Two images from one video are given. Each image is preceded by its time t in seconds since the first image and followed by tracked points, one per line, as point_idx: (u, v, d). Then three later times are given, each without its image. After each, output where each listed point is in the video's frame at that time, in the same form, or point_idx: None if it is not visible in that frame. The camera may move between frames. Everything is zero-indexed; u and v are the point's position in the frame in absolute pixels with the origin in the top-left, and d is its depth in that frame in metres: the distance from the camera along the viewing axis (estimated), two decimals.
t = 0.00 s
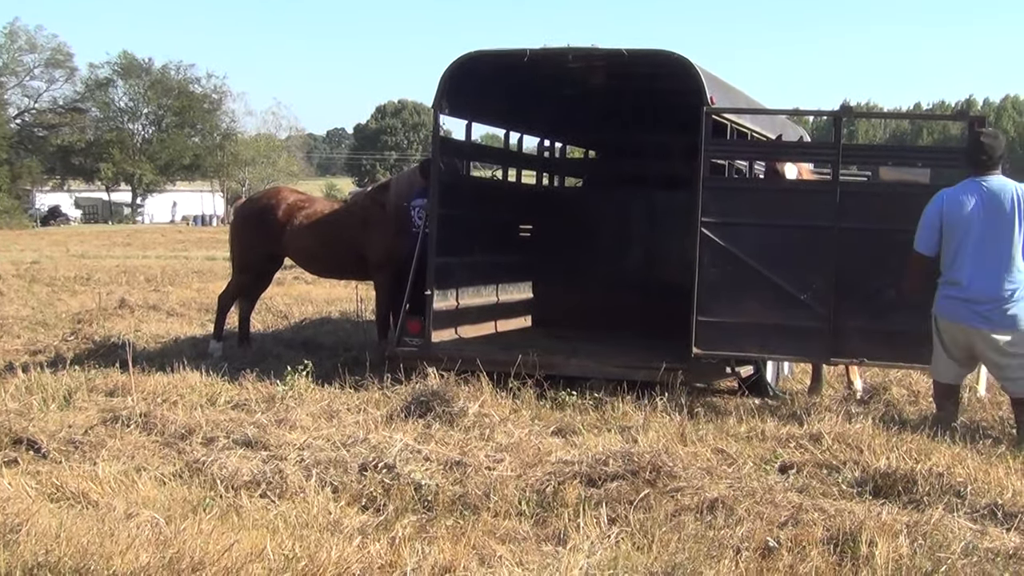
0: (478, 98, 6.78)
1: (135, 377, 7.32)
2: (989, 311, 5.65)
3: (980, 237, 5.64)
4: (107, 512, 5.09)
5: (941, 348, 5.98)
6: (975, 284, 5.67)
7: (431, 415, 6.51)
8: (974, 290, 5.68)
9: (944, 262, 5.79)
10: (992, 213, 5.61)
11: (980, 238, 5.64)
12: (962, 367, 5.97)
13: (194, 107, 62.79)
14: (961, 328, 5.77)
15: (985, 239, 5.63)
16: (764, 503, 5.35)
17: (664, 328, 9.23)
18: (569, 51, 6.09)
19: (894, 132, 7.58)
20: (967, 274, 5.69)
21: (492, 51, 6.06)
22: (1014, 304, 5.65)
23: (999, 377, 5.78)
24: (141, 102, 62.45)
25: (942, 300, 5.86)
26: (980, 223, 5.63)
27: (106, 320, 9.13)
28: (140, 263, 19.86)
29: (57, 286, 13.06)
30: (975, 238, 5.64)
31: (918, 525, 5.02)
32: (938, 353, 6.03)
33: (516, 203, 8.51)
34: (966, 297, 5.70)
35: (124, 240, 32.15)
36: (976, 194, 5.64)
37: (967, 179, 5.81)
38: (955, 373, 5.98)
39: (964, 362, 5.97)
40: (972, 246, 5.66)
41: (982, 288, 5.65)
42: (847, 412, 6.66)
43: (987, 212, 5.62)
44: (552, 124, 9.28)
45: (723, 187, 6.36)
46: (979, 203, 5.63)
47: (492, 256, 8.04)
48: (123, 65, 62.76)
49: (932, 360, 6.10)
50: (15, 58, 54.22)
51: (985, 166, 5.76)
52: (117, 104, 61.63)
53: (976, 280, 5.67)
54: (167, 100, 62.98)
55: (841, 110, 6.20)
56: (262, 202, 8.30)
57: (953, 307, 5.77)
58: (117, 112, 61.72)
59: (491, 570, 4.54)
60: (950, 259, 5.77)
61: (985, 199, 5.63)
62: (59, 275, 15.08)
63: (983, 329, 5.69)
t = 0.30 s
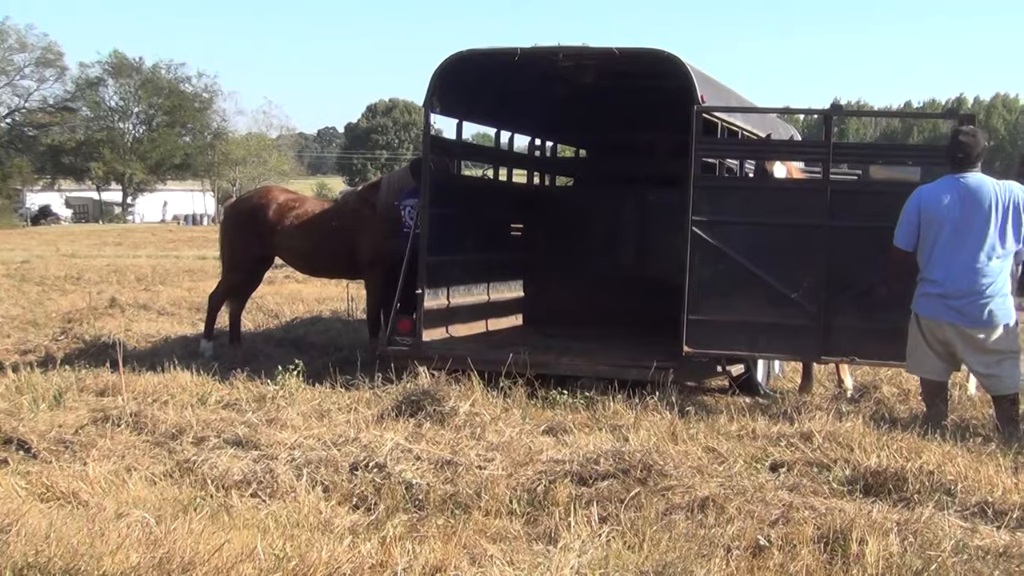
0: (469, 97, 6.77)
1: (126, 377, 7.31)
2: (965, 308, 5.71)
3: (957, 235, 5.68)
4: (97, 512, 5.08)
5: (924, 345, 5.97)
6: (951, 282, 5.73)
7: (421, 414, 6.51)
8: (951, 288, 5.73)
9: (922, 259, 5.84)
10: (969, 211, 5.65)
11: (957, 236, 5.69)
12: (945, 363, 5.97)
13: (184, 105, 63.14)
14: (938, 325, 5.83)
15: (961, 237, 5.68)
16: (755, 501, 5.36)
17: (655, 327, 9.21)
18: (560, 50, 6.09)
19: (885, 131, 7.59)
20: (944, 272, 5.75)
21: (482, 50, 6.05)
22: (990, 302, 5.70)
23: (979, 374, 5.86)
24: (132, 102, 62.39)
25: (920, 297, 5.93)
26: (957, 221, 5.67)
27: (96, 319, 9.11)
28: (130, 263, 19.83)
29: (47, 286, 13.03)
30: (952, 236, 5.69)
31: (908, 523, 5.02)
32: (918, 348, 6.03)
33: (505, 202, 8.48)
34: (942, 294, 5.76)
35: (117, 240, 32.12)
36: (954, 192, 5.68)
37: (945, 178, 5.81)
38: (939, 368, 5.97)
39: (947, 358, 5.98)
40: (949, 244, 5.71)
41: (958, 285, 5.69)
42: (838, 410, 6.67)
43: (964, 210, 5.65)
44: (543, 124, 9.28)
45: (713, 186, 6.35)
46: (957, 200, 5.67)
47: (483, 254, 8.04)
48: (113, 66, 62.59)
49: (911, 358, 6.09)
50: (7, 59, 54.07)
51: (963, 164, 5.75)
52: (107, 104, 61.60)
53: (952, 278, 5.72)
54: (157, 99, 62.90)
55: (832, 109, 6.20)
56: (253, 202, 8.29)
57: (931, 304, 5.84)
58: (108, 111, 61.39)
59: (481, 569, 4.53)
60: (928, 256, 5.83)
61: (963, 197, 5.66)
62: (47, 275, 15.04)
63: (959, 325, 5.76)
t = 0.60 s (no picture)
0: (458, 95, 6.76)
1: (115, 375, 7.30)
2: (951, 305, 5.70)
3: (946, 231, 5.69)
4: (85, 510, 5.07)
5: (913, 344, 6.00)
6: (939, 278, 5.72)
7: (411, 413, 6.50)
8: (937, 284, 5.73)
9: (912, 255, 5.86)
10: (960, 208, 5.66)
11: (947, 232, 5.69)
12: (934, 363, 6.00)
13: (172, 103, 62.92)
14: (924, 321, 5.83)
15: (951, 233, 5.68)
16: (744, 500, 5.36)
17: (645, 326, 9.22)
18: (550, 48, 6.09)
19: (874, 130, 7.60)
20: (931, 268, 5.76)
21: (471, 48, 6.04)
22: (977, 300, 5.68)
23: (962, 373, 5.86)
24: (124, 101, 62.25)
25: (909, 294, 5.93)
26: (947, 218, 5.68)
27: (85, 318, 9.09)
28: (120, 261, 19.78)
29: (36, 283, 12.99)
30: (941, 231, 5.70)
31: (896, 522, 5.02)
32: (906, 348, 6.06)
33: (495, 200, 8.48)
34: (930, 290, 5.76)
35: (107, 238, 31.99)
36: (945, 188, 5.70)
37: (938, 176, 5.85)
38: (928, 368, 6.01)
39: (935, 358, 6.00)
40: (938, 240, 5.72)
41: (945, 281, 5.69)
42: (826, 409, 6.68)
43: (954, 206, 5.67)
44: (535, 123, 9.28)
45: (703, 185, 6.35)
46: (947, 196, 5.69)
47: (473, 252, 8.03)
48: (106, 63, 62.23)
49: (902, 357, 6.13)
50: None
51: (956, 162, 5.80)
52: (98, 102, 61.49)
53: (940, 274, 5.72)
54: (145, 96, 62.68)
55: (821, 108, 6.20)
56: (242, 200, 8.28)
57: (918, 301, 5.84)
58: (97, 108, 61.32)
59: (470, 567, 4.53)
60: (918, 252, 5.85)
61: (954, 194, 5.68)
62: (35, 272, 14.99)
63: (945, 323, 5.74)
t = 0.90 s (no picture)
0: (447, 93, 6.76)
1: (104, 372, 7.28)
2: (945, 301, 5.69)
3: (944, 226, 5.69)
4: (73, 508, 5.06)
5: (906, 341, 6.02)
6: (934, 273, 5.72)
7: (400, 411, 6.50)
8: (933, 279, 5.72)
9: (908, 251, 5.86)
10: (956, 203, 5.66)
11: (943, 227, 5.69)
12: (928, 362, 6.01)
13: (158, 100, 61.59)
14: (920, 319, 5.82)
15: (947, 228, 5.68)
16: (732, 498, 5.36)
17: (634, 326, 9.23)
18: (539, 46, 6.08)
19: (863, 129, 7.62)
20: (928, 263, 5.76)
21: (460, 46, 6.04)
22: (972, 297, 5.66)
23: (958, 369, 5.86)
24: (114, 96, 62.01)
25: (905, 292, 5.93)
26: (943, 212, 5.69)
27: (74, 315, 9.07)
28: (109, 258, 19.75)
29: (24, 281, 12.95)
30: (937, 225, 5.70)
31: (885, 520, 5.03)
32: (900, 347, 6.08)
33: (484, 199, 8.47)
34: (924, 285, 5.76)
35: (96, 235, 31.88)
36: (942, 184, 5.71)
37: (934, 175, 5.85)
38: (920, 367, 6.03)
39: (929, 357, 6.01)
40: (934, 235, 5.72)
41: (941, 275, 5.69)
42: (815, 408, 6.69)
43: (950, 201, 5.67)
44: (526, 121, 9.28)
45: (691, 184, 6.35)
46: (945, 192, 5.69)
47: (462, 250, 8.03)
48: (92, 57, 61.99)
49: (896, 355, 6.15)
50: None
51: (953, 161, 5.80)
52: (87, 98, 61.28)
53: (935, 269, 5.72)
54: (134, 92, 61.18)
55: (810, 107, 6.20)
56: (231, 197, 8.27)
57: (914, 296, 5.82)
58: (86, 105, 60.91)
59: (458, 565, 4.53)
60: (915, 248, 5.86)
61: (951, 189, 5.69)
62: (22, 269, 14.94)
63: (940, 319, 5.72)
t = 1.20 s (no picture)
0: (434, 92, 6.77)
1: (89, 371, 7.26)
2: (937, 300, 5.69)
3: (939, 226, 5.68)
4: (57, 507, 5.04)
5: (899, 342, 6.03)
6: (927, 272, 5.72)
7: (385, 410, 6.49)
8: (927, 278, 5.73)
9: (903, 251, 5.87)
10: (951, 204, 5.65)
11: (938, 227, 5.69)
12: (919, 363, 6.04)
13: (140, 100, 62.18)
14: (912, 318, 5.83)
15: (941, 228, 5.67)
16: (717, 498, 5.37)
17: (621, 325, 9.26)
18: (526, 45, 6.09)
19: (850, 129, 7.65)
20: (921, 263, 5.76)
21: (447, 45, 6.05)
22: (965, 296, 5.66)
23: (949, 370, 5.90)
24: (100, 96, 61.75)
25: (898, 292, 5.95)
26: (937, 213, 5.68)
27: (59, 314, 9.04)
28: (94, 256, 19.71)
29: (8, 279, 12.90)
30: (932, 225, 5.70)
31: (869, 520, 5.04)
32: (892, 347, 6.10)
33: (471, 198, 8.48)
34: (917, 285, 5.77)
35: (83, 234, 31.80)
36: (937, 184, 5.70)
37: (928, 175, 5.85)
38: (910, 368, 6.05)
39: (921, 358, 6.04)
40: (928, 234, 5.72)
41: (933, 274, 5.69)
42: (800, 407, 6.70)
43: (945, 201, 5.66)
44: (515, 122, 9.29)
45: (678, 183, 6.36)
46: (940, 192, 5.68)
47: (448, 249, 8.03)
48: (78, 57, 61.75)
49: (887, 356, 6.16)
50: None
51: (949, 161, 5.80)
52: (74, 97, 61.22)
53: (928, 268, 5.72)
54: (123, 92, 62.10)
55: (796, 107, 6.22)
56: (217, 195, 8.26)
57: (907, 296, 5.83)
58: (72, 104, 60.86)
59: (443, 564, 4.52)
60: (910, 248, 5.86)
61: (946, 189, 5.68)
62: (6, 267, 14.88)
63: (931, 319, 5.73)
